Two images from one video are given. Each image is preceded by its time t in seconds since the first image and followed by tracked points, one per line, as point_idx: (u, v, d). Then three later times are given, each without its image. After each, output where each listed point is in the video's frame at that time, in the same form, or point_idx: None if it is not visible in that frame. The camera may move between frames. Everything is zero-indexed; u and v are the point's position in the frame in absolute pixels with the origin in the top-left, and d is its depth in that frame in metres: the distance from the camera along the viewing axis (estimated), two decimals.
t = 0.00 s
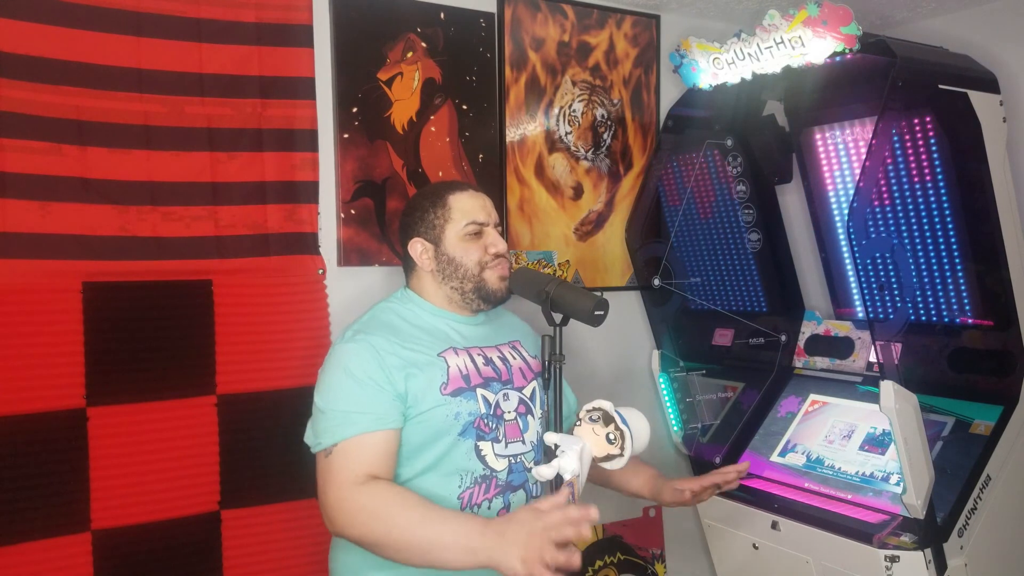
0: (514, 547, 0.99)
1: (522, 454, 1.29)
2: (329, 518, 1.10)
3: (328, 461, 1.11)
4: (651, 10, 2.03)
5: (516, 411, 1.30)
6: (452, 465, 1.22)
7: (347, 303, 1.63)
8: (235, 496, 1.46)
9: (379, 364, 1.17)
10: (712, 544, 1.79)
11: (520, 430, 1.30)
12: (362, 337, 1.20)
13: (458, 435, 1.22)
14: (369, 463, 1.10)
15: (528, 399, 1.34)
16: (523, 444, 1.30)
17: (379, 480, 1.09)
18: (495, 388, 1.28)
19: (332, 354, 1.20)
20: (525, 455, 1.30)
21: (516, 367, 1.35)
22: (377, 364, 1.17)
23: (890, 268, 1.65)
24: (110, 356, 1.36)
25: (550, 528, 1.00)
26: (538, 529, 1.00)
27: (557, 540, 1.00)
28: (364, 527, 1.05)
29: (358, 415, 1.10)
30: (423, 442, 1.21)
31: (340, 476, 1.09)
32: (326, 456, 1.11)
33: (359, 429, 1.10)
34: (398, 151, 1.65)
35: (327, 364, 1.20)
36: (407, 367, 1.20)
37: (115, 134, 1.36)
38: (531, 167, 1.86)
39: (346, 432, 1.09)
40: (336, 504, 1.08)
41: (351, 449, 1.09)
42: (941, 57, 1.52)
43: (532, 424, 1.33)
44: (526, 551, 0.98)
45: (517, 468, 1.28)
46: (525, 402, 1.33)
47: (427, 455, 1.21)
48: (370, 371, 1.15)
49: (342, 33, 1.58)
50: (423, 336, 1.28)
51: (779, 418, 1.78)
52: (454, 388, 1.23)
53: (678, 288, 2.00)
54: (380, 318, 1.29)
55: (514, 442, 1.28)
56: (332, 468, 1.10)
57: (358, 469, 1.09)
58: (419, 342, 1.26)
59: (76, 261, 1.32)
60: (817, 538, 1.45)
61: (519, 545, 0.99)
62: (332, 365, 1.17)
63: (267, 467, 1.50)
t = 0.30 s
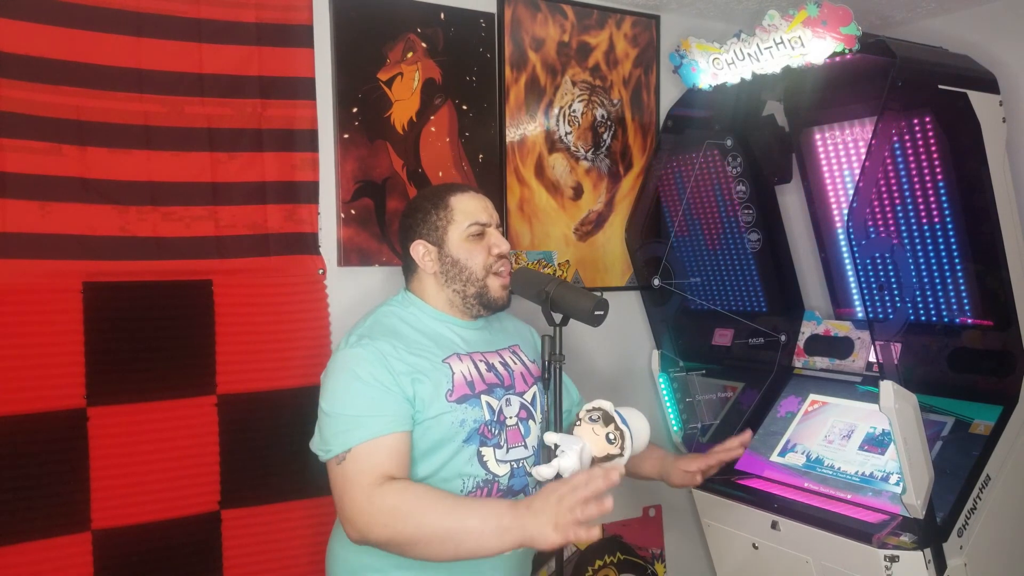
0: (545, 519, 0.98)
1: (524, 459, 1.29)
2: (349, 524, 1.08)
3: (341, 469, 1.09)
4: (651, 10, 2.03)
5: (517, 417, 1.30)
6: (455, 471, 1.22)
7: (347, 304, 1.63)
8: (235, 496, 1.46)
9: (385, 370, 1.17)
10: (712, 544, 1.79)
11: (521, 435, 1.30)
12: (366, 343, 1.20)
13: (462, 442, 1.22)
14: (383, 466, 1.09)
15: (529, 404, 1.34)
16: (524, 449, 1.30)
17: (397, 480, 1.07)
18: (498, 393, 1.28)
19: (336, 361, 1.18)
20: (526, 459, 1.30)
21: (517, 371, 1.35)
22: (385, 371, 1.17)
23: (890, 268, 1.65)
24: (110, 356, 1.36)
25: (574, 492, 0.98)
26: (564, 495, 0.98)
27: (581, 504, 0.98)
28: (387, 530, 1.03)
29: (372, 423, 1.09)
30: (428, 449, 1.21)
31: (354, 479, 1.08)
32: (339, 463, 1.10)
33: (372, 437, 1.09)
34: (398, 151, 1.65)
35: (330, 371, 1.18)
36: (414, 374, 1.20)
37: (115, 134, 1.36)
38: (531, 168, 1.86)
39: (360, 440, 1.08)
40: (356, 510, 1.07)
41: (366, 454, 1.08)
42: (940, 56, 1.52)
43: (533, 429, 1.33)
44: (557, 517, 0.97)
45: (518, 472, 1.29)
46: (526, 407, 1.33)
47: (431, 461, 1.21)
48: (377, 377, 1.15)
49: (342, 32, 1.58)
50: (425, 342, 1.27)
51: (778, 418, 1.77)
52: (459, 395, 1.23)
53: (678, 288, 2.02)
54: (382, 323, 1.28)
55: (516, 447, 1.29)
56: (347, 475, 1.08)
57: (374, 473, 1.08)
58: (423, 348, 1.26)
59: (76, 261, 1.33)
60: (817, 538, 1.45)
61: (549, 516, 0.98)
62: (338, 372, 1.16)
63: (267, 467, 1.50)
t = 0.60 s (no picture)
0: (575, 532, 0.98)
1: (523, 462, 1.29)
2: (368, 525, 1.07)
3: (355, 470, 1.09)
4: (651, 10, 2.03)
5: (516, 419, 1.30)
6: (456, 474, 1.22)
7: (347, 304, 1.63)
8: (235, 496, 1.46)
9: (390, 372, 1.16)
10: (712, 544, 1.79)
11: (520, 438, 1.30)
12: (370, 344, 1.19)
13: (463, 445, 1.22)
14: (398, 466, 1.08)
15: (528, 407, 1.34)
16: (523, 451, 1.30)
17: (414, 482, 1.07)
18: (498, 397, 1.28)
19: (338, 363, 1.18)
20: (526, 462, 1.30)
21: (516, 374, 1.35)
22: (390, 372, 1.17)
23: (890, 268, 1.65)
24: (110, 356, 1.36)
25: (608, 508, 0.99)
26: (597, 510, 0.99)
27: (617, 522, 0.98)
28: (408, 534, 1.02)
29: (384, 421, 1.09)
30: (429, 452, 1.21)
31: (370, 481, 1.07)
32: (353, 464, 1.09)
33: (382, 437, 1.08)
34: (398, 151, 1.65)
35: (333, 373, 1.18)
36: (418, 375, 1.20)
37: (115, 134, 1.36)
38: (531, 168, 1.86)
39: (372, 438, 1.08)
40: (376, 512, 1.05)
41: (381, 456, 1.08)
42: (940, 56, 1.52)
43: (531, 432, 1.33)
44: (587, 532, 0.97)
45: (518, 475, 1.29)
46: (525, 410, 1.33)
47: (433, 464, 1.21)
48: (382, 378, 1.15)
49: (342, 32, 1.58)
50: (427, 344, 1.27)
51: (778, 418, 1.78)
52: (460, 399, 1.23)
53: (678, 288, 2.02)
54: (383, 323, 1.28)
55: (515, 450, 1.29)
56: (363, 476, 1.08)
57: (391, 475, 1.07)
58: (425, 351, 1.25)
59: (76, 261, 1.33)
60: (817, 538, 1.45)
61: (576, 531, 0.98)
62: (343, 373, 1.15)
63: (268, 467, 1.50)
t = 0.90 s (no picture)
0: (575, 520, 1.01)
1: (521, 461, 1.29)
2: (368, 520, 1.07)
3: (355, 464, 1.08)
4: (651, 10, 2.03)
5: (514, 419, 1.30)
6: (454, 472, 1.21)
7: (347, 304, 1.63)
8: (235, 496, 1.46)
9: (390, 366, 1.16)
10: (713, 545, 1.78)
11: (518, 438, 1.30)
12: (371, 338, 1.19)
13: (460, 442, 1.22)
14: (399, 460, 1.08)
15: (525, 407, 1.34)
16: (521, 451, 1.30)
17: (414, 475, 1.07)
18: (495, 395, 1.28)
19: (339, 356, 1.18)
20: (523, 461, 1.30)
21: (514, 374, 1.35)
22: (390, 366, 1.16)
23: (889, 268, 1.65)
24: (110, 356, 1.36)
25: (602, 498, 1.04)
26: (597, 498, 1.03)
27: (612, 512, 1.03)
28: (411, 526, 1.02)
29: (384, 414, 1.09)
30: (427, 448, 1.20)
31: (371, 475, 1.07)
32: (354, 458, 1.08)
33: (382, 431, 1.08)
34: (398, 151, 1.65)
35: (334, 367, 1.18)
36: (418, 370, 1.20)
37: (115, 134, 1.36)
38: (531, 168, 1.86)
39: (373, 431, 1.08)
40: (377, 506, 1.05)
41: (382, 449, 1.08)
42: (940, 56, 1.52)
43: (529, 432, 1.32)
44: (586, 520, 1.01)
45: (515, 475, 1.28)
46: (522, 410, 1.33)
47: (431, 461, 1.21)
48: (383, 371, 1.15)
49: (342, 32, 1.58)
50: (426, 340, 1.27)
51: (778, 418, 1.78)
52: (458, 395, 1.23)
53: (678, 288, 2.02)
54: (382, 319, 1.28)
55: (513, 449, 1.28)
56: (365, 470, 1.07)
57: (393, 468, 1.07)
58: (424, 346, 1.25)
59: (75, 261, 1.33)
60: (817, 538, 1.45)
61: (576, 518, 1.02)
62: (344, 366, 1.15)
63: (268, 467, 1.50)
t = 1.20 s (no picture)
0: (571, 546, 0.99)
1: (518, 461, 1.29)
2: (363, 519, 1.07)
3: (350, 460, 1.08)
4: (651, 10, 2.03)
5: (512, 419, 1.30)
6: (450, 471, 1.21)
7: (347, 304, 1.63)
8: (235, 496, 1.46)
9: (389, 364, 1.16)
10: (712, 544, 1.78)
11: (516, 438, 1.30)
12: (369, 335, 1.19)
13: (457, 440, 1.22)
14: (396, 458, 1.08)
15: (524, 407, 1.34)
16: (519, 451, 1.30)
17: (411, 476, 1.07)
18: (493, 394, 1.28)
19: (338, 352, 1.18)
20: (521, 462, 1.30)
21: (513, 374, 1.35)
22: (389, 364, 1.16)
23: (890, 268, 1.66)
24: (110, 356, 1.36)
25: (607, 530, 1.00)
26: (595, 528, 1.00)
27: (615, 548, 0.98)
28: (406, 528, 1.03)
29: (381, 412, 1.09)
30: (424, 446, 1.20)
31: (368, 472, 1.06)
32: (349, 454, 1.09)
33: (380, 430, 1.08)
34: (398, 151, 1.65)
35: (333, 362, 1.18)
36: (416, 369, 1.20)
37: (115, 134, 1.36)
38: (531, 167, 1.86)
39: (370, 429, 1.08)
40: (372, 505, 1.05)
41: (378, 447, 1.08)
42: (940, 56, 1.52)
43: (527, 432, 1.32)
44: (583, 549, 0.98)
45: (513, 474, 1.28)
46: (521, 410, 1.33)
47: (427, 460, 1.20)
48: (382, 369, 1.14)
49: (342, 32, 1.58)
50: (424, 337, 1.27)
51: (778, 418, 1.79)
52: (455, 393, 1.23)
53: (678, 288, 2.02)
54: (383, 316, 1.28)
55: (510, 448, 1.28)
56: (361, 467, 1.07)
57: (390, 466, 1.06)
58: (423, 344, 1.25)
59: (76, 261, 1.33)
60: (817, 538, 1.45)
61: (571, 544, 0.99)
62: (344, 363, 1.15)
63: (267, 467, 1.50)
